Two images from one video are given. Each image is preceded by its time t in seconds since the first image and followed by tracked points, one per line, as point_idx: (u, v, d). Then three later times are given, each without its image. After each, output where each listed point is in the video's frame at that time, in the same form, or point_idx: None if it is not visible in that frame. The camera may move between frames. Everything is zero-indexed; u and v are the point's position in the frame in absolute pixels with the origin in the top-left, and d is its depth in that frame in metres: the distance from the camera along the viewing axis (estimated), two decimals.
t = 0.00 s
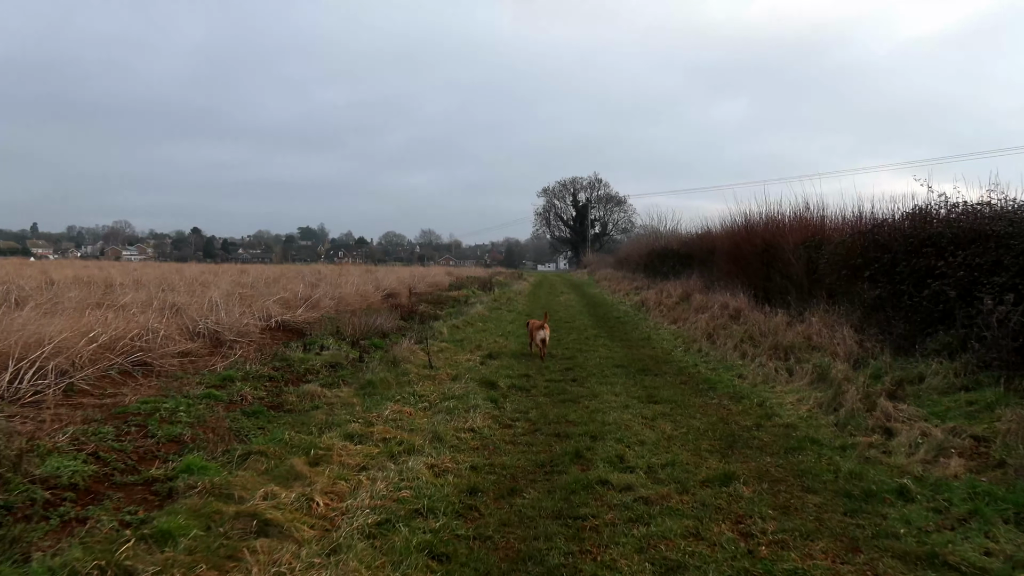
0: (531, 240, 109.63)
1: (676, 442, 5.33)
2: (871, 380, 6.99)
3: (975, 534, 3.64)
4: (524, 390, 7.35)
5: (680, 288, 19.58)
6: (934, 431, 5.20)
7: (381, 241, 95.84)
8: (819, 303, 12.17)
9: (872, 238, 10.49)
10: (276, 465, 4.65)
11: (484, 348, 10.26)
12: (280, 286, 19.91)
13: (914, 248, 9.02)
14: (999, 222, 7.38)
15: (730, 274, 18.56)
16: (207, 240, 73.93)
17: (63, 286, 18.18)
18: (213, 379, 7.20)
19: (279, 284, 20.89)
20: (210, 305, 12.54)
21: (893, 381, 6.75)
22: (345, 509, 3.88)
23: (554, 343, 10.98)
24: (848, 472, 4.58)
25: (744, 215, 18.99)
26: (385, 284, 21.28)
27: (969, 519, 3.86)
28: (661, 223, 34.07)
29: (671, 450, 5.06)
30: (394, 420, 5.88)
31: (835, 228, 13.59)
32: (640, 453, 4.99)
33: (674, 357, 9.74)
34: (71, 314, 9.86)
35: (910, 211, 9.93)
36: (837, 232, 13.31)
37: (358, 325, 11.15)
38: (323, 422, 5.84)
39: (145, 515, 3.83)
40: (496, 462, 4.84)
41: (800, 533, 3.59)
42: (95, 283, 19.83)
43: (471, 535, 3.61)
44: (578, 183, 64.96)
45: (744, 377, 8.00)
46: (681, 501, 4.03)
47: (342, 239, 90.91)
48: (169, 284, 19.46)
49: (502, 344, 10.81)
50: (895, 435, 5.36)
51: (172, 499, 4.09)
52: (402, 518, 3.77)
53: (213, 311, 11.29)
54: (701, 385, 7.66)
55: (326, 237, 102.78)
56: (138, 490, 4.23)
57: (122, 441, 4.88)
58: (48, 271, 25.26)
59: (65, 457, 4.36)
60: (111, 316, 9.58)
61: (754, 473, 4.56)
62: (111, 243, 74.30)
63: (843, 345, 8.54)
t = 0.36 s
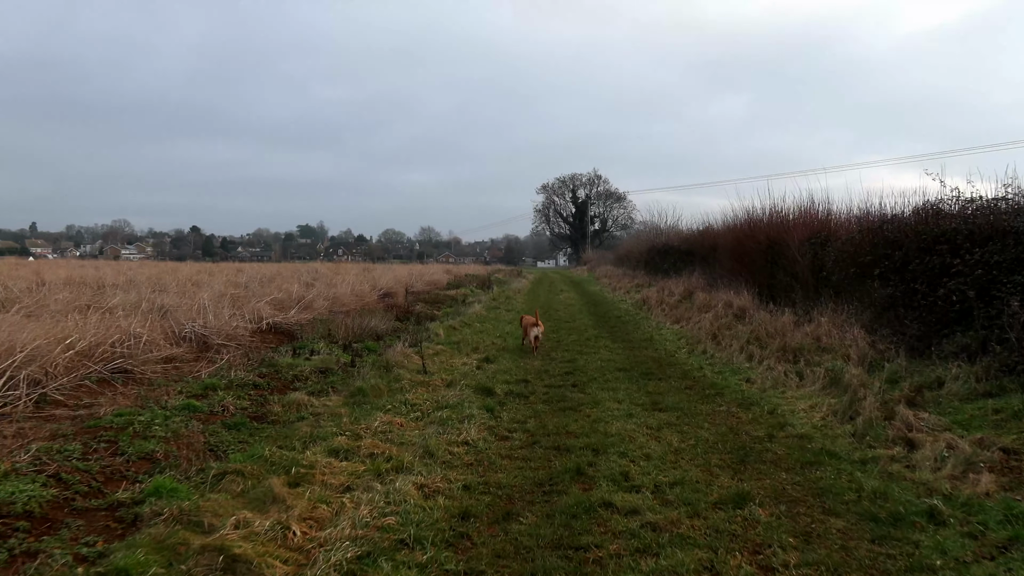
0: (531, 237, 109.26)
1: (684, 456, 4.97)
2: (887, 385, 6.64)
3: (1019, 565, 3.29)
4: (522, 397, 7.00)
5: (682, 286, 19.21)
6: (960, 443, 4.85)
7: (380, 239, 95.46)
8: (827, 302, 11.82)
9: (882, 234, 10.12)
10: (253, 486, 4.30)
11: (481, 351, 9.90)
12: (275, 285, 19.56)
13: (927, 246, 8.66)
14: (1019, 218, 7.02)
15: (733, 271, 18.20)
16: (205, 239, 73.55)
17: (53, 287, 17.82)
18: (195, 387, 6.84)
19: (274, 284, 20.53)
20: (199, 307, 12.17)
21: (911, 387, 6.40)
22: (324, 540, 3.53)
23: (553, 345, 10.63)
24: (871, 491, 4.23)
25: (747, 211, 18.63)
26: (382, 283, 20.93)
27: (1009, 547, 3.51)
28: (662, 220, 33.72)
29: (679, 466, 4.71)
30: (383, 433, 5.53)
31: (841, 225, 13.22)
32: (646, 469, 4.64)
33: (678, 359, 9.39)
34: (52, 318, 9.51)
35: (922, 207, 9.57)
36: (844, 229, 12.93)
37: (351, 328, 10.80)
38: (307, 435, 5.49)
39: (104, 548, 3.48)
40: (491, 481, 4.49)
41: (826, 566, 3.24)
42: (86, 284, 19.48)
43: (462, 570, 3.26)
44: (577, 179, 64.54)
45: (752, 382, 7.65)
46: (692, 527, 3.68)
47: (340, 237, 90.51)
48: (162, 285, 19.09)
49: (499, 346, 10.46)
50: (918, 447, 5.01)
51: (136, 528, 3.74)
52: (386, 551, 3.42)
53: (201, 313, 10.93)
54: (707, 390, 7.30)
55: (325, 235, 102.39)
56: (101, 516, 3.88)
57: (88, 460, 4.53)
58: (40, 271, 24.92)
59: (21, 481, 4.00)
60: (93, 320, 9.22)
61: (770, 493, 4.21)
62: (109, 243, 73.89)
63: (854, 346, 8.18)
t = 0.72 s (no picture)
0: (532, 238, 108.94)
1: (698, 471, 4.60)
2: (910, 395, 6.26)
3: None
4: (523, 403, 6.63)
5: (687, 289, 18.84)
6: (999, 462, 4.47)
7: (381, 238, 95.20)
8: (839, 308, 11.44)
9: (898, 238, 9.76)
10: (230, 500, 3.94)
11: (481, 353, 9.54)
12: (272, 283, 19.20)
13: (947, 249, 8.29)
14: None
15: (739, 274, 17.83)
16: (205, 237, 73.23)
17: (45, 283, 17.45)
18: (179, 389, 6.48)
19: (271, 281, 20.18)
20: (191, 304, 11.82)
21: (937, 397, 6.02)
22: (304, 566, 3.17)
23: (556, 348, 10.27)
24: (907, 515, 3.85)
25: (753, 213, 18.27)
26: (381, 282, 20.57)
27: None
28: (664, 222, 33.38)
29: (694, 483, 4.34)
30: (375, 441, 5.17)
31: (853, 228, 12.86)
32: (658, 487, 4.28)
33: (685, 365, 9.02)
34: (36, 315, 9.14)
35: (940, 209, 9.20)
36: (857, 232, 12.56)
37: (346, 328, 10.45)
38: (294, 443, 5.13)
39: (58, 571, 3.11)
40: (489, 498, 4.12)
41: None
42: (80, 280, 19.14)
43: None
44: (580, 181, 64.24)
45: (765, 390, 7.29)
46: (713, 555, 3.31)
47: (341, 236, 90.24)
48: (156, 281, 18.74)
49: (500, 348, 10.10)
50: (952, 464, 4.63)
51: (97, 547, 3.37)
52: None
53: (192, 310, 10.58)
54: (719, 398, 6.94)
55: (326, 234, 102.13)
56: (60, 533, 3.52)
57: (52, 469, 4.17)
58: (36, 267, 24.58)
59: None
60: (78, 317, 8.86)
61: (796, 516, 3.84)
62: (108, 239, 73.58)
63: (872, 354, 7.81)
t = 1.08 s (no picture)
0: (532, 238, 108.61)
1: (714, 488, 4.27)
2: (933, 400, 5.92)
3: None
4: (524, 412, 6.30)
5: (689, 288, 18.50)
6: None
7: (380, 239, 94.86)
8: (849, 307, 11.11)
9: (910, 234, 9.44)
10: (205, 528, 3.60)
11: (479, 358, 9.20)
12: (267, 287, 18.87)
13: (964, 246, 7.97)
14: None
15: (743, 272, 17.50)
16: (203, 239, 72.90)
17: (34, 287, 17.11)
18: (161, 400, 6.15)
19: (266, 284, 19.82)
20: (181, 309, 11.47)
21: (962, 402, 5.68)
22: None
23: (557, 351, 9.93)
24: (945, 536, 3.52)
25: (756, 211, 17.95)
26: (379, 284, 20.23)
27: None
28: (665, 220, 33.08)
29: (710, 502, 4.01)
30: (366, 457, 4.84)
31: (860, 225, 12.54)
32: (672, 507, 3.94)
33: (692, 368, 8.69)
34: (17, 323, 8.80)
35: (955, 203, 8.88)
36: (866, 229, 12.22)
37: (340, 332, 10.11)
38: (279, 459, 4.79)
39: None
40: (488, 521, 3.78)
41: None
42: (71, 284, 18.79)
43: None
44: (579, 180, 63.90)
45: (777, 395, 6.95)
46: None
47: (340, 238, 89.89)
48: (150, 286, 18.41)
49: (499, 352, 9.76)
50: (987, 477, 4.30)
51: None
52: None
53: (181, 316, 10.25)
54: (729, 404, 6.60)
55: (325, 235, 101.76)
56: (14, 569, 3.17)
57: (13, 495, 3.83)
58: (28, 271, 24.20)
59: None
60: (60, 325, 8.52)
61: (824, 539, 3.51)
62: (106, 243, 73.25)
63: (888, 355, 7.48)
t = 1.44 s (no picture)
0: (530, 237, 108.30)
1: (723, 508, 3.90)
2: (953, 405, 5.56)
3: None
4: (518, 422, 5.93)
5: (690, 287, 18.13)
6: None
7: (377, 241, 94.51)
8: (855, 306, 10.76)
9: (920, 230, 9.10)
10: (160, 561, 3.23)
11: (473, 362, 8.83)
12: (259, 290, 18.47)
13: (978, 241, 7.63)
14: None
15: (745, 271, 17.15)
16: (199, 242, 72.41)
17: (20, 292, 16.71)
18: (132, 412, 5.76)
19: (258, 287, 19.44)
20: (165, 313, 11.08)
21: (984, 408, 5.32)
22: None
23: (555, 355, 9.56)
24: (984, 564, 3.16)
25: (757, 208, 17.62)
26: (373, 286, 19.87)
27: None
28: (664, 218, 32.74)
29: (721, 525, 3.65)
30: (346, 475, 4.47)
31: (865, 221, 12.21)
32: (678, 531, 3.58)
33: (695, 371, 8.33)
34: None
35: (966, 197, 8.54)
36: (872, 225, 11.88)
37: (329, 337, 9.74)
38: (252, 478, 4.42)
39: None
40: (475, 550, 3.42)
41: None
42: (58, 288, 18.40)
43: None
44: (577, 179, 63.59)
45: (785, 401, 6.59)
46: None
47: (338, 239, 89.50)
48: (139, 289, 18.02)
49: (494, 356, 9.39)
50: (1020, 493, 3.94)
51: None
52: None
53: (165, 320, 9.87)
54: (736, 411, 6.24)
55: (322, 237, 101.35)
56: None
57: None
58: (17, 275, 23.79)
59: None
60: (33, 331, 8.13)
61: (849, 569, 3.14)
62: (103, 246, 72.77)
63: (901, 357, 7.12)
